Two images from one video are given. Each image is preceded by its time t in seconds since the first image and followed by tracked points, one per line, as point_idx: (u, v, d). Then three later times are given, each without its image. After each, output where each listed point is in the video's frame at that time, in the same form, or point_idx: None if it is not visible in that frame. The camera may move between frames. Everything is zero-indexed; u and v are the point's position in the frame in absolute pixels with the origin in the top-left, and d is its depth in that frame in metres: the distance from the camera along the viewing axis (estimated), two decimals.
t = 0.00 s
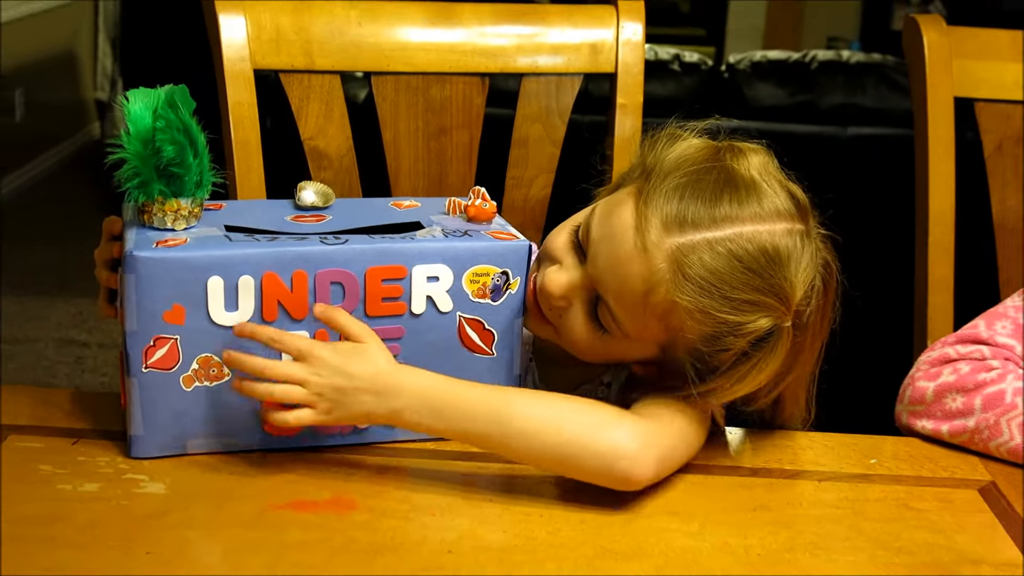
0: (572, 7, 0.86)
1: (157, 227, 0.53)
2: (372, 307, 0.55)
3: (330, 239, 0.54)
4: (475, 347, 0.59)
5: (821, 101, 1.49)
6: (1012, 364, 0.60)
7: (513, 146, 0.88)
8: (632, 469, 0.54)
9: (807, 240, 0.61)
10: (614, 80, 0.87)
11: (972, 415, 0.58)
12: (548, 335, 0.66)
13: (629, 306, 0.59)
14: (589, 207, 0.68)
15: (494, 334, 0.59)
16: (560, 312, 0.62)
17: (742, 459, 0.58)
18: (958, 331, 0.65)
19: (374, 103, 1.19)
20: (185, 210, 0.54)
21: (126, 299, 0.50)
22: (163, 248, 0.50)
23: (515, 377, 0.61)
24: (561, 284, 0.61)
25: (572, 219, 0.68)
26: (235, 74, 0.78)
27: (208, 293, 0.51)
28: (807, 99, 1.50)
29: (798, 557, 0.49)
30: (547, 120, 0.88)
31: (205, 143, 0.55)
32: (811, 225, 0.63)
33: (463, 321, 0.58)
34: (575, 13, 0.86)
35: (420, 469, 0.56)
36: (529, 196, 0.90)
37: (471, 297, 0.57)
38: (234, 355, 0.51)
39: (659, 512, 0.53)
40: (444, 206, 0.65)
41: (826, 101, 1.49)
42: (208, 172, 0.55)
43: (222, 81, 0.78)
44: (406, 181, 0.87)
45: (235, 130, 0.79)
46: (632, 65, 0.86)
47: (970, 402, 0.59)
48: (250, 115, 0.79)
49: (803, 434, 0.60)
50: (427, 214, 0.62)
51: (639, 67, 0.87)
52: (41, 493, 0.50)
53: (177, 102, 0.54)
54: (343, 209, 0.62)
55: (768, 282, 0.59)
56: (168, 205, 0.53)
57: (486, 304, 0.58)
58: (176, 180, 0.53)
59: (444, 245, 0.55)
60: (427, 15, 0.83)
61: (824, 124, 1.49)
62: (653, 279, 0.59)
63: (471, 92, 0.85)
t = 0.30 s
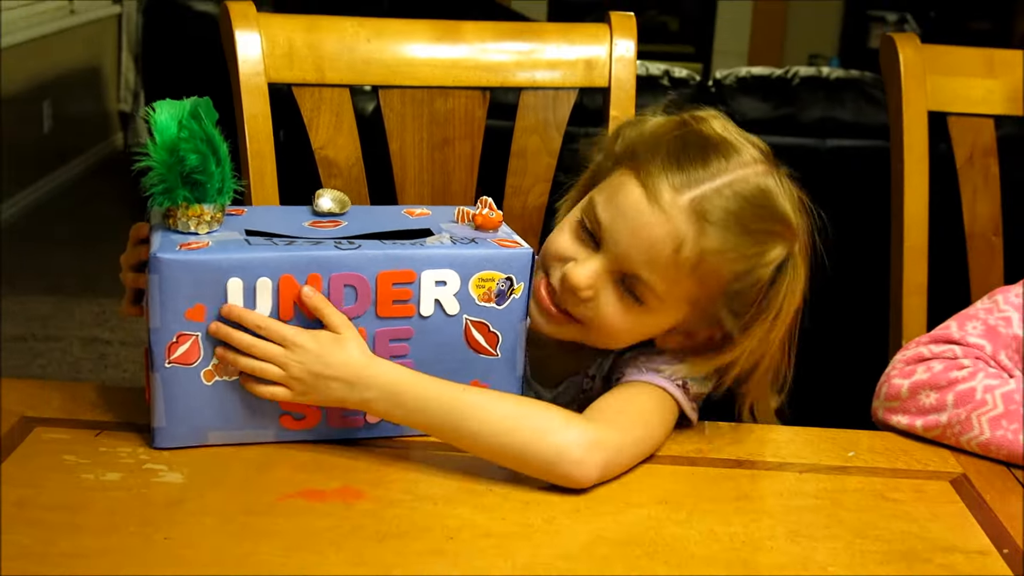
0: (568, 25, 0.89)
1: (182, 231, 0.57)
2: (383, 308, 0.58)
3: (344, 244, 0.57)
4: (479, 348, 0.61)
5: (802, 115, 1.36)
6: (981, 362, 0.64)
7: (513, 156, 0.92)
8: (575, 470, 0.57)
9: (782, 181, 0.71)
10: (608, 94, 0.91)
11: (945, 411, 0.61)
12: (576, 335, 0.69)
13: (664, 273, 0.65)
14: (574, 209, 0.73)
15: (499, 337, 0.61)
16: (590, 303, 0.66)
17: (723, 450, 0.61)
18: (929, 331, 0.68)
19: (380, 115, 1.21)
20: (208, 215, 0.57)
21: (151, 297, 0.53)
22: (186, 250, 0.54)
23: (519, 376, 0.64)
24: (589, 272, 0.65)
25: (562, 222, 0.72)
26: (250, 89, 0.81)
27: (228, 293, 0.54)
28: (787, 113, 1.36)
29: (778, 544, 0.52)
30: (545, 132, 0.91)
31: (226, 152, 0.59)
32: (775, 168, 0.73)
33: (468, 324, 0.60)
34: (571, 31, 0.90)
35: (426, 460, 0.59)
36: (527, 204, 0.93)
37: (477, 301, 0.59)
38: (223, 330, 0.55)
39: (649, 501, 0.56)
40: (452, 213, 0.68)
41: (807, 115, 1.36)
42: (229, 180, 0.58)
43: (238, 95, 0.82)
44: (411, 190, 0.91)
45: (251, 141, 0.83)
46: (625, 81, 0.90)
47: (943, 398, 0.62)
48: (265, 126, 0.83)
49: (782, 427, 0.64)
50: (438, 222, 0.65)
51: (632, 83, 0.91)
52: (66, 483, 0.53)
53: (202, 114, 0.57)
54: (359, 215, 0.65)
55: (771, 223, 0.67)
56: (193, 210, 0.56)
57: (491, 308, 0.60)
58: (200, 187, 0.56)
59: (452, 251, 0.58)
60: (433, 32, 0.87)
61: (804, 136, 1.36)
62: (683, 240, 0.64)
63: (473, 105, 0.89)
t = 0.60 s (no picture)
0: (561, 40, 0.93)
1: (211, 235, 0.59)
2: (404, 303, 0.62)
3: (365, 243, 0.61)
4: (493, 340, 0.66)
5: (781, 123, 1.38)
6: (952, 356, 0.67)
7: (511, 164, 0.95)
8: (599, 456, 0.60)
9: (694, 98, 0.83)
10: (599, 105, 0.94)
11: (918, 403, 0.65)
12: (646, 308, 0.75)
13: (698, 200, 0.73)
14: (571, 215, 0.78)
15: (511, 328, 0.66)
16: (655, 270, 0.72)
17: (709, 441, 0.64)
18: (905, 326, 0.72)
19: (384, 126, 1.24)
20: (237, 218, 0.60)
21: (187, 296, 0.57)
22: (219, 250, 0.57)
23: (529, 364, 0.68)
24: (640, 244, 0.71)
25: (572, 227, 0.77)
26: (260, 102, 0.85)
27: (261, 290, 0.58)
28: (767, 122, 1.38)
29: (761, 529, 0.55)
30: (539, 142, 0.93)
31: (251, 158, 0.62)
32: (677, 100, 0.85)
33: (483, 316, 0.64)
34: (564, 46, 0.94)
35: (431, 454, 0.62)
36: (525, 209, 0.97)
37: (490, 295, 0.64)
38: (259, 330, 0.58)
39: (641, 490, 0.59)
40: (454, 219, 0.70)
41: (787, 123, 1.38)
42: (255, 185, 0.62)
43: (249, 107, 0.85)
44: (413, 196, 0.94)
45: (261, 150, 0.85)
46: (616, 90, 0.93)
47: (917, 391, 0.66)
48: (274, 138, 0.86)
49: (764, 419, 0.67)
50: (445, 224, 0.68)
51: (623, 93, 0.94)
52: (89, 476, 0.56)
53: (230, 122, 0.61)
54: (369, 223, 0.66)
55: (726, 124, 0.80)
56: (223, 213, 0.59)
57: (503, 301, 0.64)
58: (229, 191, 0.59)
59: (466, 247, 0.62)
60: (432, 48, 0.90)
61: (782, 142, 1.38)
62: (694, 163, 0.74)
63: (471, 117, 0.92)
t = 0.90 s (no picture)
0: (552, 44, 0.94)
1: (220, 235, 0.61)
2: (412, 298, 0.62)
3: (372, 241, 0.63)
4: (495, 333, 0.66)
5: (769, 123, 1.40)
6: (935, 351, 0.69)
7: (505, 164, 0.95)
8: (748, 354, 0.69)
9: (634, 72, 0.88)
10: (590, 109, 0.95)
11: (902, 396, 0.66)
12: (640, 265, 0.78)
13: (667, 157, 0.78)
14: (552, 192, 0.80)
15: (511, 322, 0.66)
16: (645, 226, 0.75)
17: (699, 435, 0.65)
18: (888, 323, 0.73)
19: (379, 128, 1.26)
20: (246, 219, 0.61)
21: (202, 295, 0.58)
22: (233, 250, 0.58)
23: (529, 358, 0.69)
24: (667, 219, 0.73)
25: (557, 202, 0.80)
26: (256, 102, 0.86)
27: (274, 289, 0.59)
28: (755, 123, 1.40)
29: (749, 521, 0.56)
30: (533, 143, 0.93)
31: (261, 159, 0.64)
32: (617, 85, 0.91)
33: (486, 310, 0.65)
34: (555, 50, 0.95)
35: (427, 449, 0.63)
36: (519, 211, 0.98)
37: (493, 289, 0.64)
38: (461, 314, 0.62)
39: (632, 483, 0.60)
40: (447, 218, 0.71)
41: (774, 123, 1.40)
42: (264, 186, 0.63)
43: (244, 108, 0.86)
44: (407, 197, 0.95)
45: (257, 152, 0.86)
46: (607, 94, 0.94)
47: (901, 385, 0.67)
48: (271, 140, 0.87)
49: (752, 414, 0.68)
50: (442, 222, 0.69)
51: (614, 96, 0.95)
52: (90, 473, 0.57)
53: (240, 124, 0.62)
54: (366, 224, 0.67)
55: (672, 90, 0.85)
56: (232, 214, 0.61)
57: (505, 296, 0.65)
58: (239, 192, 0.61)
59: (470, 243, 0.63)
60: (425, 52, 0.92)
61: (770, 143, 1.40)
62: (657, 123, 0.78)
63: (464, 118, 0.94)
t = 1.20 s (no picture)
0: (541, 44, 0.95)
1: (213, 231, 0.61)
2: (406, 295, 0.63)
3: (366, 237, 0.63)
4: (487, 330, 0.66)
5: (758, 123, 1.39)
6: (924, 350, 0.69)
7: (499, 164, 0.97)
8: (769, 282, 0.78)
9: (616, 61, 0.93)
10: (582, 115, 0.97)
11: (891, 396, 0.67)
12: (601, 258, 0.86)
13: (636, 152, 0.84)
14: (526, 179, 0.87)
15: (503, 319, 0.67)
16: (608, 220, 0.83)
17: (688, 435, 0.66)
18: (878, 323, 0.73)
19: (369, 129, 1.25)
20: (240, 215, 0.61)
21: (198, 289, 0.58)
22: (230, 244, 0.58)
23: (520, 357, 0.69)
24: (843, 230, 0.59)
25: (529, 190, 0.86)
26: (246, 102, 0.86)
27: (270, 284, 0.59)
28: (745, 123, 1.39)
29: (740, 522, 0.57)
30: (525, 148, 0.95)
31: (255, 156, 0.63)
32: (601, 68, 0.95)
33: (478, 308, 0.66)
34: (544, 50, 0.95)
35: (418, 451, 0.63)
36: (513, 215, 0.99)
37: (485, 287, 0.65)
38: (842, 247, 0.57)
39: (622, 484, 0.60)
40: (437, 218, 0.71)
41: (763, 123, 1.39)
42: (258, 182, 0.63)
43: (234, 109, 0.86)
44: (397, 199, 0.96)
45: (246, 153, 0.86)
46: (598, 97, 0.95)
47: (890, 384, 0.67)
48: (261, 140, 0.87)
49: (741, 414, 0.68)
50: (431, 223, 0.69)
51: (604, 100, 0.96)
52: (77, 476, 0.57)
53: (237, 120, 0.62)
54: (356, 225, 0.67)
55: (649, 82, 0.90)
56: (226, 210, 0.60)
57: (497, 293, 0.66)
58: (235, 188, 0.61)
59: (464, 241, 0.64)
60: (416, 52, 0.92)
61: (759, 143, 1.38)
62: (629, 120, 0.85)
63: (455, 119, 0.94)
